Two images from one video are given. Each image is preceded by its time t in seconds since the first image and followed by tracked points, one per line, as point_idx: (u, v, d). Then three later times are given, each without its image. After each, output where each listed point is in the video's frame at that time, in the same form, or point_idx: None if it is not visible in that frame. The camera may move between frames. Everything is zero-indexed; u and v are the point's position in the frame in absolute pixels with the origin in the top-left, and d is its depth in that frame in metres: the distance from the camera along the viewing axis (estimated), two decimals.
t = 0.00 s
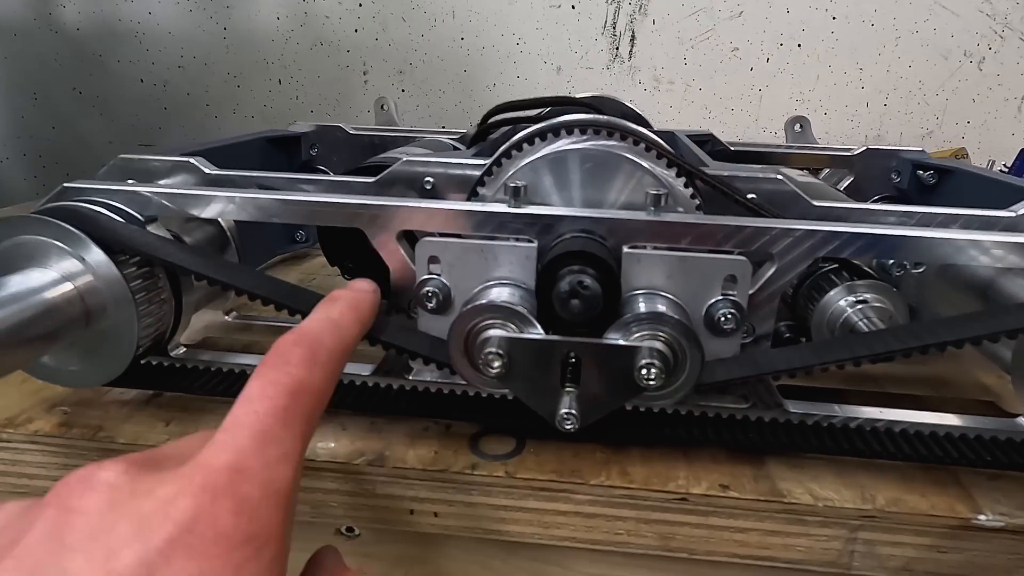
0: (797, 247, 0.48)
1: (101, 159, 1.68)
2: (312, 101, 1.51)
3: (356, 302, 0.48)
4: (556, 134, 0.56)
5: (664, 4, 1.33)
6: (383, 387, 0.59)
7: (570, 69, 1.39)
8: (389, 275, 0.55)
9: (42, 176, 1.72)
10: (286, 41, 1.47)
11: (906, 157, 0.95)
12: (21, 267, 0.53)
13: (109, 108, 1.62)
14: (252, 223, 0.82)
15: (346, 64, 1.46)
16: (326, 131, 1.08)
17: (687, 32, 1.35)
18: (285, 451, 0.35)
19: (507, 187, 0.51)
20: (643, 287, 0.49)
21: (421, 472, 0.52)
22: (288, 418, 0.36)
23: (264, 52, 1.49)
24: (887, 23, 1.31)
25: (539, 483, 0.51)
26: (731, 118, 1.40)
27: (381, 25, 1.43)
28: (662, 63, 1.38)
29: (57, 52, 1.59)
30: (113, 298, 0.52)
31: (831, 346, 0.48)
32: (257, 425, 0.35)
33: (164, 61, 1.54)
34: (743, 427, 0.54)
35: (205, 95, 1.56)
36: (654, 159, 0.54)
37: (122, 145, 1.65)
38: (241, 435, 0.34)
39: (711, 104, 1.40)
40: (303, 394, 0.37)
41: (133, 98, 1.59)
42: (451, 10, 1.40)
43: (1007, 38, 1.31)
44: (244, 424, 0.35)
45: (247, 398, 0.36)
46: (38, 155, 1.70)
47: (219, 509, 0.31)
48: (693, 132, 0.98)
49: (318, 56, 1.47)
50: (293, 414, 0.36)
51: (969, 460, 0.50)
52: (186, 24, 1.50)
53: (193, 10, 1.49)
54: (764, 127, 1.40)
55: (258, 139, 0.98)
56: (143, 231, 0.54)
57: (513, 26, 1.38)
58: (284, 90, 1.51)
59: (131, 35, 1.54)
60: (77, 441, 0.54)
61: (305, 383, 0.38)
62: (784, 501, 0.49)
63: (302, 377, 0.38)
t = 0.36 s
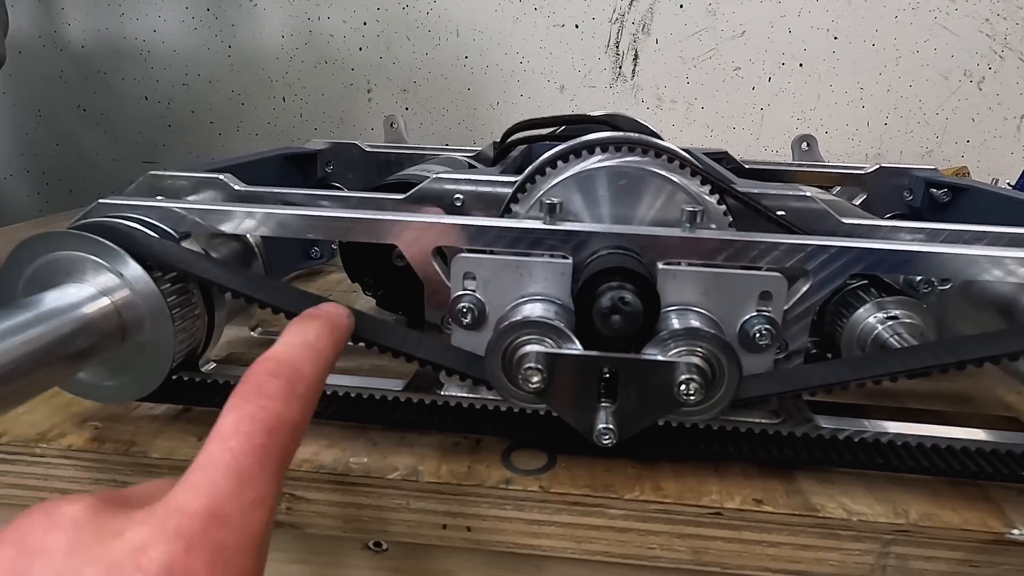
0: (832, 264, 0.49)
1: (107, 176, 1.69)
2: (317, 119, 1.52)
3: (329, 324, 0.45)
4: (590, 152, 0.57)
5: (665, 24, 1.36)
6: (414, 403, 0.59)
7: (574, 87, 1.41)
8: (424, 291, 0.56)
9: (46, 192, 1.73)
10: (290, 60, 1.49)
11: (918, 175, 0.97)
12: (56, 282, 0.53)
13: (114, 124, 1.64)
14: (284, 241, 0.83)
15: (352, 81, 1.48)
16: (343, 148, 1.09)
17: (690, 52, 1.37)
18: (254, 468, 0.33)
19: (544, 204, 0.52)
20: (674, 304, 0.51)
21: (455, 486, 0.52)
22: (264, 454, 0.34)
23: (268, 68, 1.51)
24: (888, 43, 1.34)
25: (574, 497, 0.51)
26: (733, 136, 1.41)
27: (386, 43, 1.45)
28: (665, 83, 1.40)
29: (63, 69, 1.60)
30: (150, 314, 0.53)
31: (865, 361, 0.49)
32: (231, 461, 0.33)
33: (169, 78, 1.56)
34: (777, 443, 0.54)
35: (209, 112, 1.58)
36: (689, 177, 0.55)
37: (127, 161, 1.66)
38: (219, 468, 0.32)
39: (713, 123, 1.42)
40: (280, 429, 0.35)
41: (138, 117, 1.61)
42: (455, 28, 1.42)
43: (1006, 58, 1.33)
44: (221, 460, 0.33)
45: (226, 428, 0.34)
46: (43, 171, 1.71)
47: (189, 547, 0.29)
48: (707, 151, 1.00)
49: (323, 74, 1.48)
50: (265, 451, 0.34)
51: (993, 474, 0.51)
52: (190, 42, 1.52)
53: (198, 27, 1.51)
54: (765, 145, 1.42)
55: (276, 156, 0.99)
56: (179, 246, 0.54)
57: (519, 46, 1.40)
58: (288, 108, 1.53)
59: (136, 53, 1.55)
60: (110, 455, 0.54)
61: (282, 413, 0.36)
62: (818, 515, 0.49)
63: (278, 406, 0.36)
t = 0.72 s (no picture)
0: (853, 282, 0.49)
1: (104, 177, 1.67)
2: (313, 119, 1.51)
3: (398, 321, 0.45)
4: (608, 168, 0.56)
5: (665, 24, 1.35)
6: (431, 418, 0.59)
7: (572, 88, 1.41)
8: (440, 307, 0.55)
9: (42, 192, 1.72)
10: (288, 59, 1.48)
11: (924, 182, 0.97)
12: (73, 299, 0.52)
13: (111, 124, 1.62)
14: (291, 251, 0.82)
15: (350, 82, 1.47)
16: (348, 154, 1.08)
17: (688, 52, 1.37)
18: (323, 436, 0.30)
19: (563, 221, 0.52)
20: (694, 322, 0.50)
21: (473, 503, 0.52)
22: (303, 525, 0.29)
23: (267, 69, 1.50)
24: (886, 43, 1.34)
25: (593, 515, 0.51)
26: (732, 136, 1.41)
27: (384, 43, 1.44)
28: (663, 83, 1.40)
29: (59, 69, 1.58)
30: (167, 330, 0.52)
31: (887, 381, 0.49)
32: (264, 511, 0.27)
33: (166, 78, 1.55)
34: (796, 460, 0.55)
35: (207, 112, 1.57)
36: (708, 194, 0.55)
37: (124, 161, 1.65)
38: (253, 506, 0.27)
39: (711, 123, 1.42)
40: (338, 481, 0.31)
41: (136, 117, 1.60)
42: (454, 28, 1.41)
43: (1005, 59, 1.33)
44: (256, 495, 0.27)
45: (279, 454, 0.28)
46: (39, 171, 1.70)
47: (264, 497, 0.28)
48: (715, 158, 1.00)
49: (322, 74, 1.48)
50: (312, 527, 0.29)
51: (1010, 492, 0.51)
52: (188, 41, 1.51)
53: (196, 26, 1.50)
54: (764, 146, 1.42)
55: (281, 163, 0.98)
56: (192, 261, 0.54)
57: (517, 45, 1.40)
58: (285, 108, 1.52)
59: (133, 53, 1.54)
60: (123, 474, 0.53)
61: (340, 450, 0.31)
62: (838, 534, 0.49)
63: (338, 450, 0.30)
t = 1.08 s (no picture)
0: (852, 295, 0.49)
1: (108, 179, 1.68)
2: (320, 121, 1.51)
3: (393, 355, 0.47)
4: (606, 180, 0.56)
5: (670, 27, 1.35)
6: (429, 433, 0.59)
7: (578, 90, 1.41)
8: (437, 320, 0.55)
9: (46, 195, 1.72)
10: (294, 61, 1.48)
11: (928, 189, 0.97)
12: (66, 313, 0.52)
13: (115, 127, 1.63)
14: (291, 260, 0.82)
15: (355, 84, 1.47)
16: (349, 160, 1.08)
17: (695, 55, 1.36)
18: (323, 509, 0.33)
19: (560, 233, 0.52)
20: (692, 335, 0.50)
21: (469, 518, 0.52)
22: None
23: (272, 73, 1.50)
24: (892, 46, 1.33)
25: (591, 530, 0.51)
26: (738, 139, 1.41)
27: (389, 46, 1.44)
28: (670, 86, 1.39)
29: (63, 72, 1.59)
30: (160, 344, 0.52)
31: (886, 396, 0.49)
32: None
33: (170, 81, 1.55)
34: (795, 475, 0.54)
35: (210, 114, 1.57)
36: (705, 206, 0.54)
37: (128, 164, 1.66)
38: None
39: (717, 126, 1.41)
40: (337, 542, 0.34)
41: (139, 119, 1.60)
42: (459, 31, 1.41)
43: (1011, 61, 1.33)
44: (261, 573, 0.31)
45: (278, 532, 0.32)
46: (43, 174, 1.70)
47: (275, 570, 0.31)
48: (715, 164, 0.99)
49: (327, 76, 1.48)
50: None
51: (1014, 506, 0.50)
52: (193, 44, 1.51)
53: (200, 29, 1.50)
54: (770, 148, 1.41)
55: (282, 170, 0.98)
56: (188, 274, 0.54)
57: (523, 49, 1.40)
58: (291, 110, 1.52)
59: (137, 55, 1.55)
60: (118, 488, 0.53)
61: (335, 514, 0.34)
62: (837, 548, 0.49)
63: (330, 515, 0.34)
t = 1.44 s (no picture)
0: (845, 289, 0.48)
1: (101, 177, 1.66)
2: (314, 119, 1.50)
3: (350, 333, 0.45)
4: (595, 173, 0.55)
5: (664, 22, 1.34)
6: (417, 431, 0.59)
7: (572, 87, 1.40)
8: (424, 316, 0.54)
9: (38, 193, 1.71)
10: (287, 59, 1.47)
11: (923, 183, 0.96)
12: (45, 310, 0.51)
13: (107, 124, 1.61)
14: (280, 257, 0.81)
15: (348, 81, 1.46)
16: (340, 156, 1.07)
17: (689, 51, 1.35)
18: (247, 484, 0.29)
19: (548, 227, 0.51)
20: (683, 330, 0.49)
21: (458, 517, 0.51)
22: None
23: (266, 70, 1.49)
24: (887, 41, 1.33)
25: (580, 529, 0.50)
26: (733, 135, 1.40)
27: (382, 43, 1.43)
28: (664, 82, 1.38)
29: (56, 69, 1.58)
30: (143, 342, 0.51)
31: (880, 392, 0.48)
32: None
33: (162, 78, 1.54)
34: (788, 472, 0.53)
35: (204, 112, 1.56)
36: (696, 199, 0.53)
37: (121, 162, 1.64)
38: None
39: (712, 121, 1.40)
40: (249, 564, 0.29)
41: (132, 118, 1.59)
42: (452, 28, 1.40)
43: (1006, 56, 1.32)
44: None
45: (165, 557, 0.26)
46: (35, 172, 1.69)
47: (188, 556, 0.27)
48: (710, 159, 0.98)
49: (320, 73, 1.46)
50: None
51: (1009, 504, 0.49)
52: (185, 41, 1.50)
53: (192, 26, 1.49)
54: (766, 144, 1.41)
55: (272, 166, 0.97)
56: (171, 271, 0.53)
57: (516, 45, 1.39)
58: (283, 108, 1.50)
59: (130, 53, 1.53)
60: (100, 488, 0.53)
61: (247, 530, 0.29)
62: (830, 546, 0.48)
63: (241, 535, 0.28)
